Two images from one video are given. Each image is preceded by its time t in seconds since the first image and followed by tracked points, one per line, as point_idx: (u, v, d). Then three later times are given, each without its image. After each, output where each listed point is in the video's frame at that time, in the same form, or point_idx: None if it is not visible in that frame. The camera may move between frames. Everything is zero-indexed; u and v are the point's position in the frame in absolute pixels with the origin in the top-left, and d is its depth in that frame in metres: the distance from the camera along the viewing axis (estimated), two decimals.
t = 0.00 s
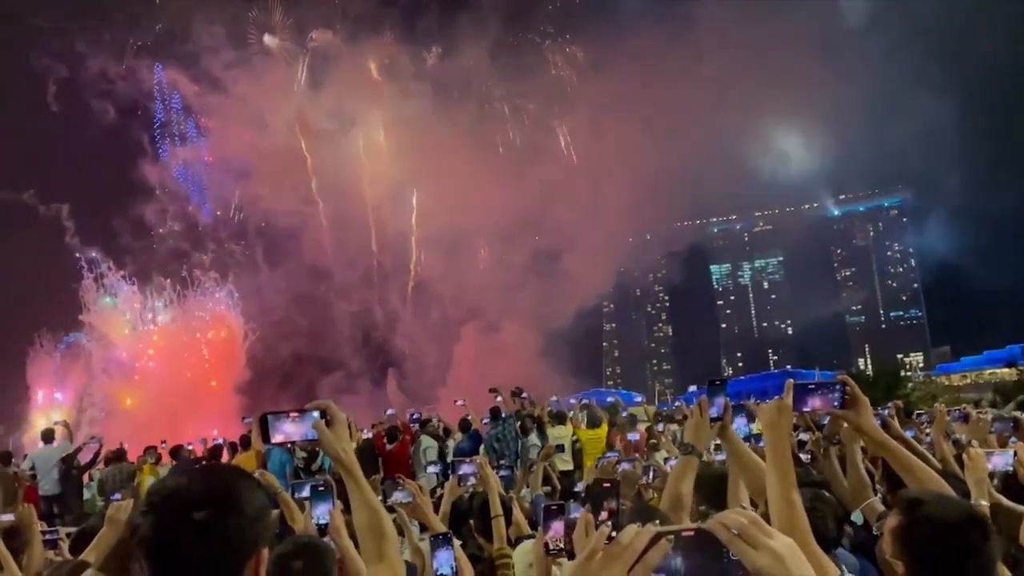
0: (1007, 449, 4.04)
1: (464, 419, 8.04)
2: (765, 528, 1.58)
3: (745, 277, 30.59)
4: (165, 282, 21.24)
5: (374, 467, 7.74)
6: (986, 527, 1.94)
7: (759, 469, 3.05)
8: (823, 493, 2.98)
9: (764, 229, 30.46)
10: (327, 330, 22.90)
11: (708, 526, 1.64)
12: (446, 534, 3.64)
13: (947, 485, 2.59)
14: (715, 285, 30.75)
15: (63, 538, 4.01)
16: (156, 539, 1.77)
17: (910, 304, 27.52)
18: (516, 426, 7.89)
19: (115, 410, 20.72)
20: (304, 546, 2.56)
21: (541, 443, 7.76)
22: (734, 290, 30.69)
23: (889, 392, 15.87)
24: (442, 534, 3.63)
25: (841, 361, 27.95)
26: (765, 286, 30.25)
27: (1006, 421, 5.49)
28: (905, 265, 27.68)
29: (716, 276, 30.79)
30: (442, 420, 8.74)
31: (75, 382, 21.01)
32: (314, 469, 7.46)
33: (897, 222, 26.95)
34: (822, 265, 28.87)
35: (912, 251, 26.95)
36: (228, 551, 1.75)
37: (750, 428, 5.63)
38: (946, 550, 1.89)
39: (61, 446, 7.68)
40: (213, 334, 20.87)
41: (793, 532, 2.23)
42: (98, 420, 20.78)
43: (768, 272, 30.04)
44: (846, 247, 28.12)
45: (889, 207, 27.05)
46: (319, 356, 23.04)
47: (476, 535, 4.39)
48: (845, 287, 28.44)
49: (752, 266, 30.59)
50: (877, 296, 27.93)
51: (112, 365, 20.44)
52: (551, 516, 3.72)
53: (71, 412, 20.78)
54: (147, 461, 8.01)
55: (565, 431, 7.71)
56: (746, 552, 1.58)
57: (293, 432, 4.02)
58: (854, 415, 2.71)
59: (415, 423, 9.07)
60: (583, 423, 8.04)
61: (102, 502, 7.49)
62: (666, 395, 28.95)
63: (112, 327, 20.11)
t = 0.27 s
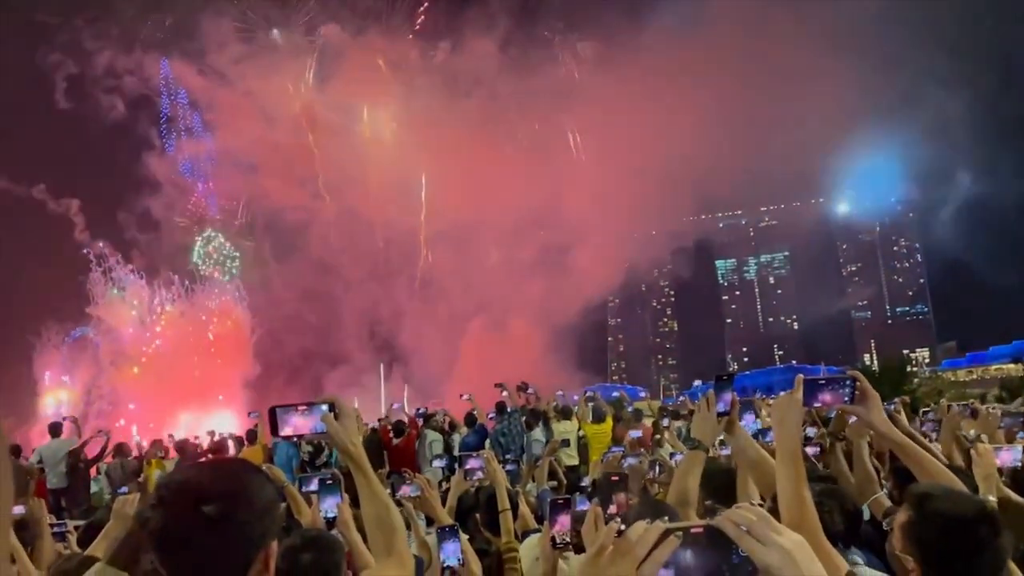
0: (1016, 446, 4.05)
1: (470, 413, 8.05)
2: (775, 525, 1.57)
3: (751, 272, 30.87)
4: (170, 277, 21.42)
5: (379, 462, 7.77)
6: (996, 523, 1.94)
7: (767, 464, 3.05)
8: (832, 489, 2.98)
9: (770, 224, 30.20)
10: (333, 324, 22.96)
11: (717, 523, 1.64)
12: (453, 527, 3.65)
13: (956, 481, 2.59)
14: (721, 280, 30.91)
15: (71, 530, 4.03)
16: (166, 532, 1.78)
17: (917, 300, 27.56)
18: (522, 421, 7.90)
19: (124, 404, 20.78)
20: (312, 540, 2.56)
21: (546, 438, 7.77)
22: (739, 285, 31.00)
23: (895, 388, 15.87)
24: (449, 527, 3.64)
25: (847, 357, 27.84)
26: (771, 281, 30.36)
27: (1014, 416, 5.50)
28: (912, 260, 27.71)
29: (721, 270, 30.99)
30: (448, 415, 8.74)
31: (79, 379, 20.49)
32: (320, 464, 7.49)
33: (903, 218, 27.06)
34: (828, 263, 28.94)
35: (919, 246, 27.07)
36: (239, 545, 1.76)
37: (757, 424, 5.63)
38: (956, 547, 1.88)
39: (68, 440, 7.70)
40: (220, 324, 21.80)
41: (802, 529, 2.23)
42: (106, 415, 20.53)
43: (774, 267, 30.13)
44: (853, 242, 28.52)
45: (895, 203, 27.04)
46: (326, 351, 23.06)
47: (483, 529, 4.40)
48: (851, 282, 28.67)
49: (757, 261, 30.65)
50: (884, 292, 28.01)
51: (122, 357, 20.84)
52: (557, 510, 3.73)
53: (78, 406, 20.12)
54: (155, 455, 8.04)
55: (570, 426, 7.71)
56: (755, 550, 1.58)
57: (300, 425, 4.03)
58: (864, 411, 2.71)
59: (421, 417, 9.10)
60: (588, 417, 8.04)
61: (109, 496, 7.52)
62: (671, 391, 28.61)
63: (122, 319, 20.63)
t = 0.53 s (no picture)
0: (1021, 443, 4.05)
1: (474, 409, 8.05)
2: (780, 524, 1.57)
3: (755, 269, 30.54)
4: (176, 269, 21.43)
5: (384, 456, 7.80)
6: (1004, 521, 1.93)
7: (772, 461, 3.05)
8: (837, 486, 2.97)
9: (775, 221, 29.46)
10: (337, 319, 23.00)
11: (722, 520, 1.63)
12: (458, 521, 3.66)
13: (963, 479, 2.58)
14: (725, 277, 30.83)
15: (77, 524, 4.05)
16: (172, 528, 1.78)
17: (922, 297, 27.46)
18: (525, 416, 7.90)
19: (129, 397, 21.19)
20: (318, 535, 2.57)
21: (549, 434, 7.77)
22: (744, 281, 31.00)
23: (899, 385, 15.84)
24: (454, 521, 3.65)
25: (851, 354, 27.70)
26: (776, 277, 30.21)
27: (1018, 412, 5.50)
28: (917, 257, 27.76)
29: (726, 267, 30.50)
30: (451, 411, 8.74)
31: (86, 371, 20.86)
32: (324, 459, 7.50)
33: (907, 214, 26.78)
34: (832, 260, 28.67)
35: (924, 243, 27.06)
36: (245, 539, 1.76)
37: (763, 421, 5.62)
38: (962, 544, 1.88)
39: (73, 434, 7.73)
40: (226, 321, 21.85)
41: (809, 527, 2.22)
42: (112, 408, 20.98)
43: (778, 263, 30.04)
44: (857, 239, 28.13)
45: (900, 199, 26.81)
46: (331, 347, 23.06)
47: (487, 524, 4.41)
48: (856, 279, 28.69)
49: (762, 258, 30.48)
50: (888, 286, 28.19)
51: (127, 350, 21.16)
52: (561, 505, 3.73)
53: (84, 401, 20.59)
54: (160, 449, 8.05)
55: (574, 421, 7.71)
56: (759, 547, 1.57)
57: (305, 421, 4.04)
58: (871, 408, 2.70)
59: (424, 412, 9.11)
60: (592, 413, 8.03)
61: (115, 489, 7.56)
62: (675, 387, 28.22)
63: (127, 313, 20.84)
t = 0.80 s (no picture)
0: None
1: (475, 406, 8.06)
2: (781, 521, 1.56)
3: (757, 267, 31.12)
4: (180, 265, 21.40)
5: (384, 453, 7.81)
6: (1007, 520, 1.93)
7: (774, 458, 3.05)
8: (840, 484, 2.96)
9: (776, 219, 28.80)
10: (340, 316, 23.01)
11: (722, 518, 1.63)
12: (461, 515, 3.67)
13: (967, 477, 2.58)
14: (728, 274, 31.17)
15: (79, 519, 4.06)
16: (175, 523, 1.78)
17: (924, 295, 27.18)
18: (527, 412, 7.91)
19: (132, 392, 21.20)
20: (321, 531, 2.57)
21: (550, 430, 7.77)
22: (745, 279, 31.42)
23: (901, 383, 15.84)
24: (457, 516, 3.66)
25: (853, 351, 27.65)
26: (777, 275, 30.62)
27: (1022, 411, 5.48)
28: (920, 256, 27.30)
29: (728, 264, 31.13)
30: (454, 407, 8.75)
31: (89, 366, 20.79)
32: (326, 456, 7.51)
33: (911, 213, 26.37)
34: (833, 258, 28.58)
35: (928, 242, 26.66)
36: (247, 534, 1.77)
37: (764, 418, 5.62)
38: (964, 544, 1.88)
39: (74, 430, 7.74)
40: (230, 318, 21.82)
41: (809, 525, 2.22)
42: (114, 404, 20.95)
43: (780, 261, 30.27)
44: (859, 237, 28.54)
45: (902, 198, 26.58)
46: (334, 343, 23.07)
47: (489, 521, 4.41)
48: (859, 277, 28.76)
49: (764, 256, 30.77)
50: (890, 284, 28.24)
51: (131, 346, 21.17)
52: (564, 499, 3.73)
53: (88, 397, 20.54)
54: (162, 445, 8.05)
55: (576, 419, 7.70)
56: (757, 544, 1.56)
57: (307, 416, 4.05)
58: (874, 405, 2.69)
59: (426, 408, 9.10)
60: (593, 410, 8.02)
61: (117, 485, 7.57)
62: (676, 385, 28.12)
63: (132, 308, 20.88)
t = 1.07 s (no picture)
0: None
1: (475, 404, 8.06)
2: (780, 519, 1.56)
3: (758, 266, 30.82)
4: (182, 262, 21.37)
5: (384, 450, 7.79)
6: (1010, 520, 1.92)
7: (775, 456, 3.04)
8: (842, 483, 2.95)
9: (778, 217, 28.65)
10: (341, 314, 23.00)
11: (720, 516, 1.62)
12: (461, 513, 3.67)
13: (968, 476, 2.57)
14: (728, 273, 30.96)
15: (79, 516, 4.06)
16: (174, 519, 1.77)
17: (925, 295, 27.29)
18: (527, 410, 7.90)
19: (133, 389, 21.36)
20: (321, 529, 2.57)
21: (550, 428, 7.76)
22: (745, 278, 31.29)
23: (901, 381, 15.87)
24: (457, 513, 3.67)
25: (853, 351, 27.65)
26: (777, 274, 30.40)
27: None
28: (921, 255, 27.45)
29: (729, 263, 30.94)
30: (454, 405, 8.74)
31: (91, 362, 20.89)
32: (325, 453, 7.50)
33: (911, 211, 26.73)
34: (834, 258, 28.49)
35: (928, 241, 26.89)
36: (246, 531, 1.76)
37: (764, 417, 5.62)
38: (965, 543, 1.87)
39: (74, 426, 7.72)
40: (233, 315, 21.72)
41: (810, 525, 2.21)
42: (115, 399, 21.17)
43: (781, 260, 30.04)
44: (860, 237, 28.41)
45: (904, 197, 26.60)
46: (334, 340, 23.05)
47: (489, 519, 4.41)
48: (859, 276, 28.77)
49: (764, 254, 30.49)
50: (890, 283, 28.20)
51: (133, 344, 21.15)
52: (565, 493, 3.74)
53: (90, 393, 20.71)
54: (161, 442, 8.02)
55: (576, 417, 7.70)
56: (756, 543, 1.55)
57: (307, 413, 4.05)
58: (876, 404, 2.69)
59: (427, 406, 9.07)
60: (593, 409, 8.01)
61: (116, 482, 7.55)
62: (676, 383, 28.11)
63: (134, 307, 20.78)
